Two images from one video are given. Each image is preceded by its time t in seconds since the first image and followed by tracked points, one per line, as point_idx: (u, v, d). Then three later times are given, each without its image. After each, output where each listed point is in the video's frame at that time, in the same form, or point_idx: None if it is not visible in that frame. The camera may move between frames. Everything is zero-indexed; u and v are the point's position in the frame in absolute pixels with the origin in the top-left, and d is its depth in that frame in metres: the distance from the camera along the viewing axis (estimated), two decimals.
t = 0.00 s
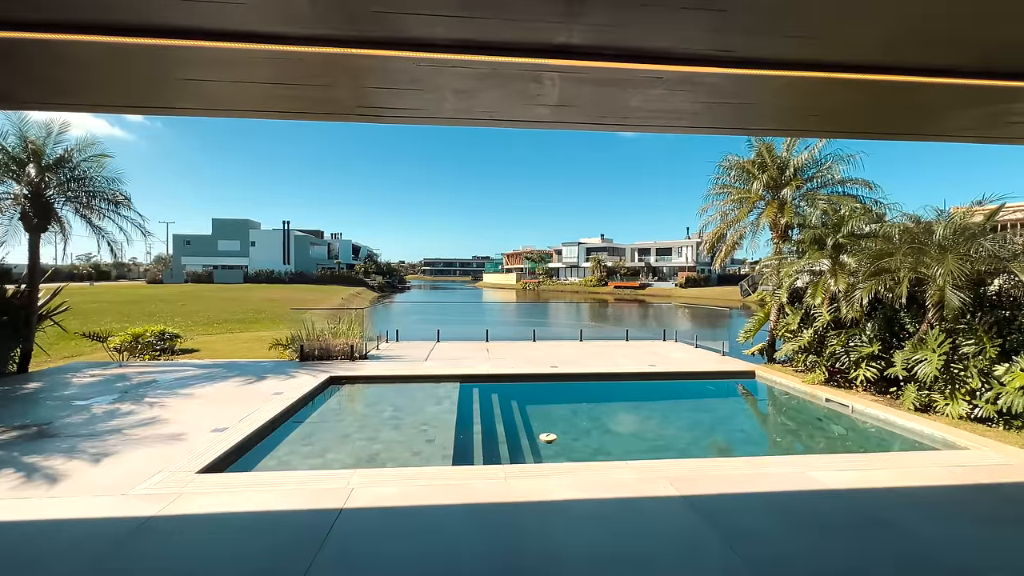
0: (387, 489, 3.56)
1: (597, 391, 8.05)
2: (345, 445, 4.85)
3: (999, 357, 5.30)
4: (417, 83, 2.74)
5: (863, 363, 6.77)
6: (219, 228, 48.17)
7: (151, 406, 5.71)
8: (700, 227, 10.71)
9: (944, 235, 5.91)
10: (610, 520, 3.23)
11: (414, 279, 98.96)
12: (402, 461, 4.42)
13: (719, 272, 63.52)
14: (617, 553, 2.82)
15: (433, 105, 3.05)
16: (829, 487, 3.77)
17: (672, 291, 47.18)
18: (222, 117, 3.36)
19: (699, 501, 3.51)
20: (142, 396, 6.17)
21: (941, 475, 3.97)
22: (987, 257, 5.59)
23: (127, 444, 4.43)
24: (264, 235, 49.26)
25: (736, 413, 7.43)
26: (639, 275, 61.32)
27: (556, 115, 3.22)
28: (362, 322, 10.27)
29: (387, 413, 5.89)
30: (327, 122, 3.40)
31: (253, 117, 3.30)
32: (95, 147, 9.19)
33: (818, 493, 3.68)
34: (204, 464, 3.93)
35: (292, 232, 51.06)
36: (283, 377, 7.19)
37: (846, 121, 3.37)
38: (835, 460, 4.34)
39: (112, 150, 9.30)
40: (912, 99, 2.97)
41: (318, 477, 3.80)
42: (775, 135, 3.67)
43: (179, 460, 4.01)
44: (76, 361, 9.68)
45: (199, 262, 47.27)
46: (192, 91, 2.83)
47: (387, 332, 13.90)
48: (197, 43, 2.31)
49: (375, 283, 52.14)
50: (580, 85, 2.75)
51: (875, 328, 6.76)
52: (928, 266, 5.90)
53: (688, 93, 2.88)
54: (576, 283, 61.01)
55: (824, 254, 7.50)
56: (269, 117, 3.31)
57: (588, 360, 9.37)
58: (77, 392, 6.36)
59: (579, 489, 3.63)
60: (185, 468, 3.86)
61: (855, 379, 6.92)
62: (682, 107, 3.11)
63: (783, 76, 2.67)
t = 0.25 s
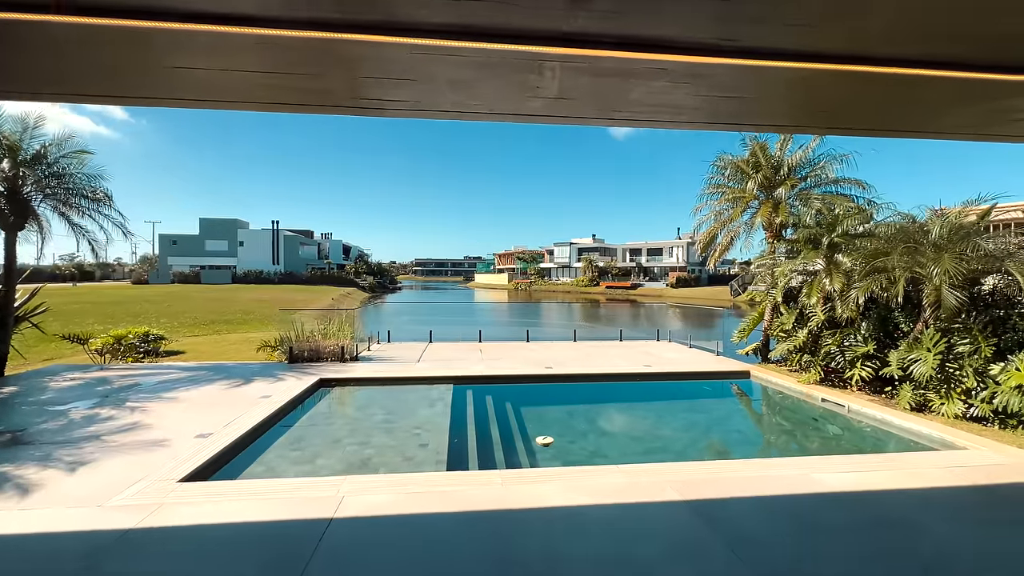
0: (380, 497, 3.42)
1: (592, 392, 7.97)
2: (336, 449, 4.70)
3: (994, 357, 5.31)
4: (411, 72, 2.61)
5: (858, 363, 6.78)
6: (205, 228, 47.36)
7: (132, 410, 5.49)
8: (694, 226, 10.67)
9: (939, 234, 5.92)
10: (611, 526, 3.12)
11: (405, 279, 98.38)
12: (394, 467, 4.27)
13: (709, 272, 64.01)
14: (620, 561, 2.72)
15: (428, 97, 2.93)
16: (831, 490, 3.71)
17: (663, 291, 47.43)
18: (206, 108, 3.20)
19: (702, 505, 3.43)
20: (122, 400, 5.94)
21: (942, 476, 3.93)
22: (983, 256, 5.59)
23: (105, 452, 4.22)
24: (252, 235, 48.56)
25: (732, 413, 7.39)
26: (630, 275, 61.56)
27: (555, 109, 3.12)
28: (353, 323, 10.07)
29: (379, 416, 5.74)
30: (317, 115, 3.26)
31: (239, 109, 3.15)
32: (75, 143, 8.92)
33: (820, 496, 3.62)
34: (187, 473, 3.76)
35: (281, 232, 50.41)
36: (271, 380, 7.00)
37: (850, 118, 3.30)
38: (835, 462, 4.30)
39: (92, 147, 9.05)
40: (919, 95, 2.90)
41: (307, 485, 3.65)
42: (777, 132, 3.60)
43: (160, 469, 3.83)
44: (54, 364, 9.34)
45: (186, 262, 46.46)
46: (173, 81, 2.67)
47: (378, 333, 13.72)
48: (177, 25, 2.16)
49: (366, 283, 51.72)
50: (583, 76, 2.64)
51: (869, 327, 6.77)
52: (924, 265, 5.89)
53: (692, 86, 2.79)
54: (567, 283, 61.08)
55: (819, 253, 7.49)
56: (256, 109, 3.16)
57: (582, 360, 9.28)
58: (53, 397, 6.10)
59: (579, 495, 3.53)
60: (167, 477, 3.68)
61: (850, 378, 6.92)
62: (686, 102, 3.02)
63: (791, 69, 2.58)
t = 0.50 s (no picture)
0: (370, 507, 3.27)
1: (587, 393, 7.88)
2: (325, 455, 4.54)
3: (990, 356, 5.30)
4: (403, 61, 2.48)
5: (853, 363, 6.76)
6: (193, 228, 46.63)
7: (110, 416, 5.28)
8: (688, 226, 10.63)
9: (934, 233, 5.92)
10: (612, 534, 3.01)
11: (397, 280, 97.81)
12: (386, 474, 4.12)
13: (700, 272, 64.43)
14: (622, 570, 2.60)
15: (421, 87, 2.80)
16: (834, 493, 3.63)
17: (654, 291, 47.63)
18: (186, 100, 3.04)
19: (703, 511, 3.33)
20: (101, 406, 5.72)
21: (944, 477, 3.88)
22: (978, 256, 5.59)
23: (79, 461, 4.03)
24: (241, 235, 47.91)
25: (728, 414, 7.34)
26: (622, 276, 61.75)
27: (553, 101, 3.00)
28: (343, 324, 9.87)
29: (369, 420, 5.58)
30: (304, 107, 3.11)
31: (220, 100, 2.99)
32: (50, 141, 9.32)
33: (823, 499, 3.54)
34: (165, 483, 3.57)
35: (270, 232, 49.80)
36: (257, 383, 6.80)
37: (855, 114, 3.22)
38: (835, 464, 4.23)
39: (68, 143, 9.47)
40: (927, 89, 2.82)
41: (293, 495, 3.48)
42: (780, 128, 3.51)
43: (136, 479, 3.64)
44: (32, 368, 9.04)
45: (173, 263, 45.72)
46: (149, 70, 2.50)
47: (370, 334, 13.52)
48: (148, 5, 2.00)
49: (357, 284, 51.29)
50: (583, 66, 2.52)
51: (864, 327, 6.76)
52: (919, 265, 5.88)
53: (696, 77, 2.69)
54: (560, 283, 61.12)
55: (814, 253, 7.47)
56: (239, 101, 3.00)
57: (577, 361, 9.18)
58: (28, 403, 5.87)
59: (577, 502, 3.41)
60: (144, 487, 3.49)
61: (845, 378, 6.91)
62: (689, 94, 2.91)
63: (799, 61, 2.48)
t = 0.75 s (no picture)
0: (360, 519, 3.13)
1: (582, 397, 7.80)
2: (315, 463, 4.41)
3: (984, 359, 5.31)
4: (394, 53, 2.36)
5: (848, 365, 6.76)
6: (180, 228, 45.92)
7: (89, 424, 5.07)
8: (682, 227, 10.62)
9: (929, 236, 5.92)
10: (612, 545, 2.91)
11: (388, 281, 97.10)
12: (377, 483, 3.98)
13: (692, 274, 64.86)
14: None
15: (413, 82, 2.68)
16: (836, 500, 3.57)
17: (646, 293, 47.82)
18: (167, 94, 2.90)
19: (705, 519, 3.24)
20: (80, 412, 5.50)
21: (944, 483, 3.84)
22: (972, 258, 5.60)
23: (55, 471, 3.84)
24: (229, 236, 47.28)
25: (723, 418, 7.30)
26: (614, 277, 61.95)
27: (551, 99, 2.90)
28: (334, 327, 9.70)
29: (360, 426, 5.44)
30: (291, 102, 2.98)
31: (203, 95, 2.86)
32: (29, 138, 9.15)
33: (826, 507, 3.47)
34: (145, 495, 3.40)
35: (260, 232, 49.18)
36: (244, 388, 6.62)
37: (858, 117, 3.15)
38: (834, 469, 4.18)
39: (47, 141, 9.29)
40: (933, 91, 2.75)
41: (281, 507, 3.33)
42: (781, 128, 3.44)
43: (114, 490, 3.46)
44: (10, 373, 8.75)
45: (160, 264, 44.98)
46: (125, 61, 2.37)
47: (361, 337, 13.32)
48: None
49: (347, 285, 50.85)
50: (582, 61, 2.42)
51: (859, 329, 6.76)
52: (915, 267, 5.88)
53: (699, 75, 2.60)
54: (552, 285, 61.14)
55: (808, 255, 7.47)
56: (223, 95, 2.87)
57: (571, 364, 9.10)
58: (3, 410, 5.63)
59: (576, 511, 3.30)
60: (121, 500, 3.32)
61: (840, 381, 6.90)
62: (691, 94, 2.82)
63: (807, 59, 2.39)
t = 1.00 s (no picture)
0: (355, 528, 3.02)
1: (578, 399, 7.74)
2: (307, 469, 4.29)
3: (977, 359, 5.35)
4: (392, 47, 2.28)
5: (842, 366, 6.79)
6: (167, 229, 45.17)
7: (70, 431, 4.88)
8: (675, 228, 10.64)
9: (923, 238, 5.96)
10: (614, 551, 2.84)
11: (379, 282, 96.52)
12: (372, 489, 3.88)
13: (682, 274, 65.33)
14: None
15: (411, 78, 2.60)
16: (837, 503, 3.54)
17: (637, 294, 48.03)
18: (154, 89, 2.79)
19: (707, 524, 3.19)
20: (61, 418, 5.31)
21: (943, 484, 3.84)
22: (965, 259, 5.65)
23: (33, 481, 3.67)
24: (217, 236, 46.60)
25: (719, 419, 7.29)
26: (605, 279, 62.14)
27: (552, 96, 2.83)
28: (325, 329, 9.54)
29: (353, 430, 5.32)
30: (284, 98, 2.89)
31: (191, 89, 2.75)
32: (9, 135, 8.82)
33: (827, 509, 3.44)
34: (130, 506, 3.26)
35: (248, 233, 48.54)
36: (233, 392, 6.45)
37: (859, 118, 3.13)
38: (833, 472, 4.17)
39: (29, 138, 8.97)
40: (936, 92, 2.73)
41: (272, 515, 3.21)
42: (781, 128, 3.42)
43: (96, 501, 3.31)
44: None
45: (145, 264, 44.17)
46: (109, 53, 2.26)
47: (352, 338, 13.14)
48: None
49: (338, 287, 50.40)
50: (585, 58, 2.37)
51: (852, 330, 6.80)
52: (908, 268, 5.92)
53: (702, 73, 2.55)
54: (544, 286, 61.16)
55: (802, 256, 7.51)
56: (212, 90, 2.76)
57: (566, 366, 9.05)
58: None
59: (577, 518, 3.23)
60: (104, 511, 3.17)
61: (834, 382, 6.94)
62: (694, 93, 2.78)
63: (813, 59, 2.36)
